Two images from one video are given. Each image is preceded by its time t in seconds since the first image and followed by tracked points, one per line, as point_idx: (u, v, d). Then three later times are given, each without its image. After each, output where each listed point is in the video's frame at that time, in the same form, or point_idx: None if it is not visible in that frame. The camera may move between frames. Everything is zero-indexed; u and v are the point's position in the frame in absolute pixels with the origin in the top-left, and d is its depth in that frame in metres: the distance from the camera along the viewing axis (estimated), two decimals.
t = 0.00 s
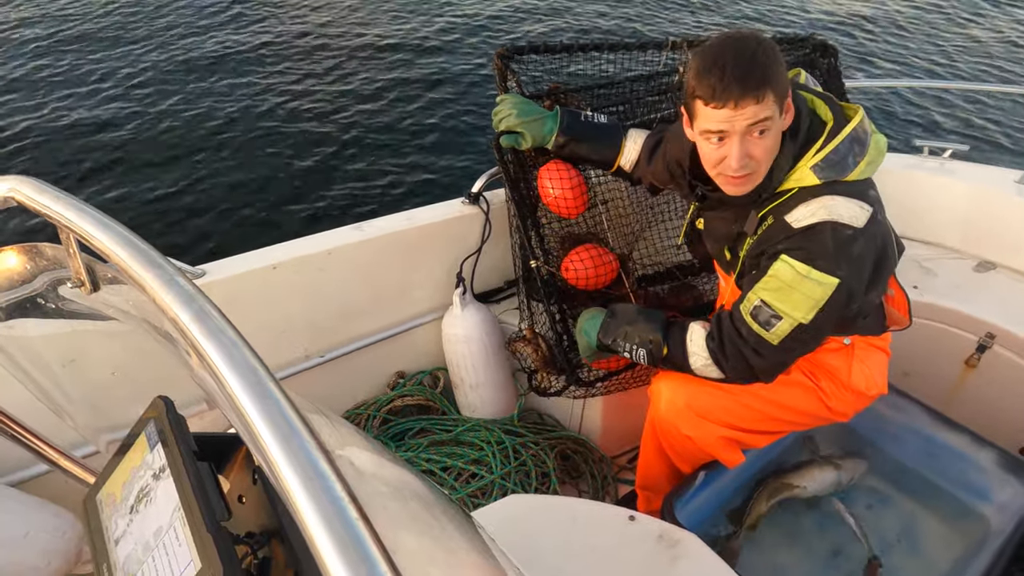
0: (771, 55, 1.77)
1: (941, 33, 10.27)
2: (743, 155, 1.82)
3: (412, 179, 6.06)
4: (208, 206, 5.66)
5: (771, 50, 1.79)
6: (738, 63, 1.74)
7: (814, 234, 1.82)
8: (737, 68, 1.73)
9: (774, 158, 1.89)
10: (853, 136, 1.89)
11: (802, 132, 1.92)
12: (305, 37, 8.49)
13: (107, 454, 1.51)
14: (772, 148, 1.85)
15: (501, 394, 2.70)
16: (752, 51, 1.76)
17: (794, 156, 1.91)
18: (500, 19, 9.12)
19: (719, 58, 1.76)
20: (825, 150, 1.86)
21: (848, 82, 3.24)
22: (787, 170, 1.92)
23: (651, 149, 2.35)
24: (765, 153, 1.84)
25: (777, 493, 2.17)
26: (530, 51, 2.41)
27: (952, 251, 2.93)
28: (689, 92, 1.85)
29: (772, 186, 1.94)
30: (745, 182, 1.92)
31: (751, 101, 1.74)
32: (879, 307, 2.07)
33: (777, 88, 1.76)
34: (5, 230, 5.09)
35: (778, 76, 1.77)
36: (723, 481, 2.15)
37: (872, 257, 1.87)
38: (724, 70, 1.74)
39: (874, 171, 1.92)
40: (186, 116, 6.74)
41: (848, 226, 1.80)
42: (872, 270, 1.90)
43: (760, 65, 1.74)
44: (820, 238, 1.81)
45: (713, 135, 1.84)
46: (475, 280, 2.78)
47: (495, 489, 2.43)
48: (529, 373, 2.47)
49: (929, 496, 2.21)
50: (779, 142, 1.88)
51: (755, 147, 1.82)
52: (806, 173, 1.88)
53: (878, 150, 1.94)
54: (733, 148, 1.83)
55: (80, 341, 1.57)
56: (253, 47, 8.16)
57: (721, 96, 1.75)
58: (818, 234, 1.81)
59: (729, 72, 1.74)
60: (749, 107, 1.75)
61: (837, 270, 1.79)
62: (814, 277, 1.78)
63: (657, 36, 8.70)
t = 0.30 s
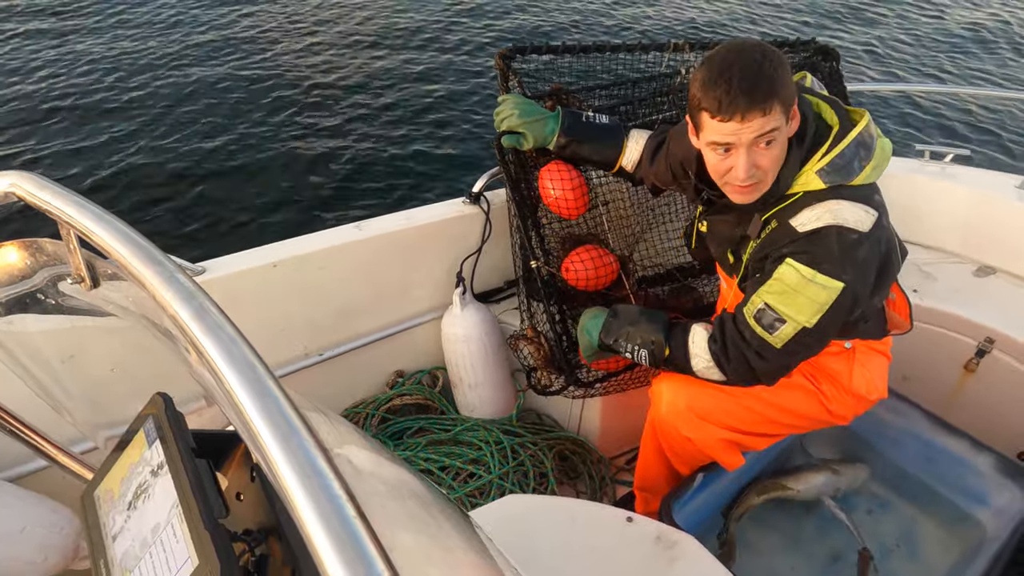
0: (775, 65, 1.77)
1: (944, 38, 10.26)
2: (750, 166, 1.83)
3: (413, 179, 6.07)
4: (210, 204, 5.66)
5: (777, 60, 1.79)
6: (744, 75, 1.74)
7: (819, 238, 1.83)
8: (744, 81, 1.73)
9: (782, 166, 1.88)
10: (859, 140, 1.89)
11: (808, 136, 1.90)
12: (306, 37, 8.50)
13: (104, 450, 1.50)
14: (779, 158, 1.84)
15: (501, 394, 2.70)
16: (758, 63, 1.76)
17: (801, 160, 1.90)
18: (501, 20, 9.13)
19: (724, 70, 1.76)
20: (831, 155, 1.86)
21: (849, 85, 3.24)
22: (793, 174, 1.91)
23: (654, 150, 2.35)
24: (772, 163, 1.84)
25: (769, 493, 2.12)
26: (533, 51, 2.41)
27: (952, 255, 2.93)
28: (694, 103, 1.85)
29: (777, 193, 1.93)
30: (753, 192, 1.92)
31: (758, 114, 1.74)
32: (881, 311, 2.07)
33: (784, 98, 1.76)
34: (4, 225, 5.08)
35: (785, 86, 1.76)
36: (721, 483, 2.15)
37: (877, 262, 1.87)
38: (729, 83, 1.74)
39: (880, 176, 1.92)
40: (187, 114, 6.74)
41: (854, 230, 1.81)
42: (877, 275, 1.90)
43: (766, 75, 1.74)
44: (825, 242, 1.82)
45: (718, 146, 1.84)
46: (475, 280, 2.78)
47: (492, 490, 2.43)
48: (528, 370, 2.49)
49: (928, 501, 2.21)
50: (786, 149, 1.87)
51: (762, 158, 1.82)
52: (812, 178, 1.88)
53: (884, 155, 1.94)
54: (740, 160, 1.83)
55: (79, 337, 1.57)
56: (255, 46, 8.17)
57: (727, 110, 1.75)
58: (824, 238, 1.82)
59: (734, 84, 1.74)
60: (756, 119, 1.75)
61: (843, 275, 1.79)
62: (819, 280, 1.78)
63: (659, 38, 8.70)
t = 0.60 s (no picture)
0: (766, 67, 1.77)
1: (947, 41, 10.24)
2: (739, 166, 1.83)
3: (414, 179, 6.07)
4: (209, 203, 5.65)
5: (767, 60, 1.78)
6: (732, 75, 1.74)
7: (813, 238, 1.82)
8: (733, 82, 1.73)
9: (774, 166, 1.88)
10: (852, 139, 1.88)
11: (801, 135, 1.90)
12: (307, 38, 8.53)
13: (104, 448, 1.50)
14: (770, 158, 1.84)
15: (500, 394, 2.69)
16: (748, 63, 1.76)
17: (794, 160, 1.89)
18: (502, 24, 9.17)
19: (714, 72, 1.76)
20: (824, 154, 1.85)
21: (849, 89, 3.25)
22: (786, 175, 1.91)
23: (652, 150, 2.35)
24: (762, 164, 1.84)
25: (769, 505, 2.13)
26: (534, 52, 2.41)
27: (952, 258, 2.93)
28: (685, 104, 1.85)
29: (771, 191, 1.92)
30: (744, 191, 1.93)
31: (746, 114, 1.74)
32: (879, 312, 2.07)
33: (773, 99, 1.76)
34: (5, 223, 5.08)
35: (775, 87, 1.76)
36: (720, 484, 2.15)
37: (872, 261, 1.87)
38: (718, 85, 1.74)
39: (873, 175, 1.92)
40: (188, 114, 6.75)
41: (848, 229, 1.80)
42: (872, 275, 1.90)
43: (756, 78, 1.74)
44: (819, 241, 1.81)
45: (708, 146, 1.85)
46: (475, 280, 2.78)
47: (492, 489, 2.42)
48: (528, 369, 2.49)
49: (928, 502, 2.20)
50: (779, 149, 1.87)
51: (752, 158, 1.83)
52: (805, 177, 1.88)
53: (878, 154, 1.94)
54: (729, 160, 1.84)
55: (78, 335, 1.57)
56: (257, 48, 8.21)
57: (715, 110, 1.76)
58: (817, 237, 1.81)
59: (724, 86, 1.74)
60: (744, 120, 1.75)
61: (837, 274, 1.79)
62: (815, 280, 1.78)
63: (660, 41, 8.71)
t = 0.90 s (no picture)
0: (766, 65, 1.77)
1: (946, 37, 10.23)
2: (738, 163, 1.83)
3: (412, 180, 6.07)
4: (208, 206, 5.65)
5: (769, 58, 1.78)
6: (732, 72, 1.74)
7: (815, 236, 1.82)
8: (732, 79, 1.73)
9: (773, 164, 1.88)
10: (853, 137, 1.89)
11: (802, 132, 1.91)
12: (305, 40, 8.53)
13: (105, 452, 1.50)
14: (768, 156, 1.84)
15: (501, 394, 2.70)
16: (748, 60, 1.76)
17: (793, 159, 1.90)
18: (499, 24, 9.17)
19: (714, 69, 1.76)
20: (824, 153, 1.86)
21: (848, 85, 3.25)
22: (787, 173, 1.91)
23: (652, 149, 2.35)
24: (761, 162, 1.84)
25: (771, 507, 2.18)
26: (531, 51, 2.41)
27: (952, 254, 2.93)
28: (684, 101, 1.85)
29: (770, 190, 1.92)
30: (743, 189, 1.93)
31: (745, 110, 1.74)
32: (880, 310, 2.07)
33: (773, 97, 1.76)
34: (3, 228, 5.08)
35: (774, 85, 1.76)
36: (722, 482, 2.15)
37: (873, 259, 1.87)
38: (717, 82, 1.74)
39: (874, 173, 1.92)
40: (186, 117, 6.75)
41: (849, 227, 1.80)
42: (873, 272, 1.90)
43: (756, 75, 1.74)
44: (821, 240, 1.81)
45: (707, 143, 1.85)
46: (476, 281, 2.78)
47: (494, 490, 2.42)
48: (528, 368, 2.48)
49: (928, 498, 2.20)
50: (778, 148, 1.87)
51: (750, 156, 1.83)
52: (806, 175, 1.88)
53: (879, 151, 1.94)
54: (727, 157, 1.84)
55: (80, 340, 1.57)
56: (254, 50, 8.20)
57: (714, 106, 1.76)
58: (819, 235, 1.81)
59: (723, 83, 1.74)
60: (742, 117, 1.75)
61: (839, 272, 1.79)
62: (817, 278, 1.78)
63: (658, 39, 8.71)
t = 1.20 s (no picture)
0: (764, 59, 1.77)
1: (939, 28, 10.26)
2: (735, 158, 1.82)
3: (410, 182, 6.07)
4: (205, 211, 5.64)
5: (767, 53, 1.79)
6: (729, 65, 1.75)
7: (814, 231, 1.82)
8: (729, 72, 1.74)
9: (769, 159, 1.88)
10: (851, 132, 1.89)
11: (800, 126, 1.91)
12: (299, 44, 8.53)
13: (109, 460, 1.50)
14: (766, 151, 1.84)
15: (501, 394, 2.69)
16: (746, 54, 1.77)
17: (792, 154, 1.90)
18: (493, 25, 9.19)
19: (711, 62, 1.76)
20: (824, 147, 1.85)
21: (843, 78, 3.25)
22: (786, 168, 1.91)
23: (649, 146, 2.35)
24: (758, 156, 1.84)
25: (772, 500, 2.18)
26: (527, 51, 2.41)
27: (950, 245, 2.94)
28: (682, 95, 1.85)
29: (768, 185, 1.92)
30: (739, 184, 1.92)
31: (742, 104, 1.74)
32: (881, 303, 2.08)
33: (770, 91, 1.76)
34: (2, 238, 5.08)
35: (772, 79, 1.76)
36: (726, 477, 2.17)
37: (873, 253, 1.87)
38: (715, 75, 1.75)
39: (873, 167, 1.92)
40: (182, 123, 6.75)
41: (849, 221, 1.81)
42: (873, 266, 1.90)
43: (754, 69, 1.74)
44: (820, 234, 1.81)
45: (705, 137, 1.84)
46: (476, 281, 2.78)
47: (498, 490, 2.43)
48: (530, 364, 2.48)
49: (933, 489, 2.18)
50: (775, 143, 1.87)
51: (747, 150, 1.82)
52: (805, 170, 1.88)
53: (877, 144, 1.94)
54: (724, 151, 1.83)
55: (81, 349, 1.57)
56: (248, 55, 8.21)
57: (711, 99, 1.76)
58: (819, 230, 1.81)
59: (721, 76, 1.74)
60: (739, 110, 1.75)
61: (839, 267, 1.79)
62: (817, 273, 1.78)
63: (651, 36, 8.72)
